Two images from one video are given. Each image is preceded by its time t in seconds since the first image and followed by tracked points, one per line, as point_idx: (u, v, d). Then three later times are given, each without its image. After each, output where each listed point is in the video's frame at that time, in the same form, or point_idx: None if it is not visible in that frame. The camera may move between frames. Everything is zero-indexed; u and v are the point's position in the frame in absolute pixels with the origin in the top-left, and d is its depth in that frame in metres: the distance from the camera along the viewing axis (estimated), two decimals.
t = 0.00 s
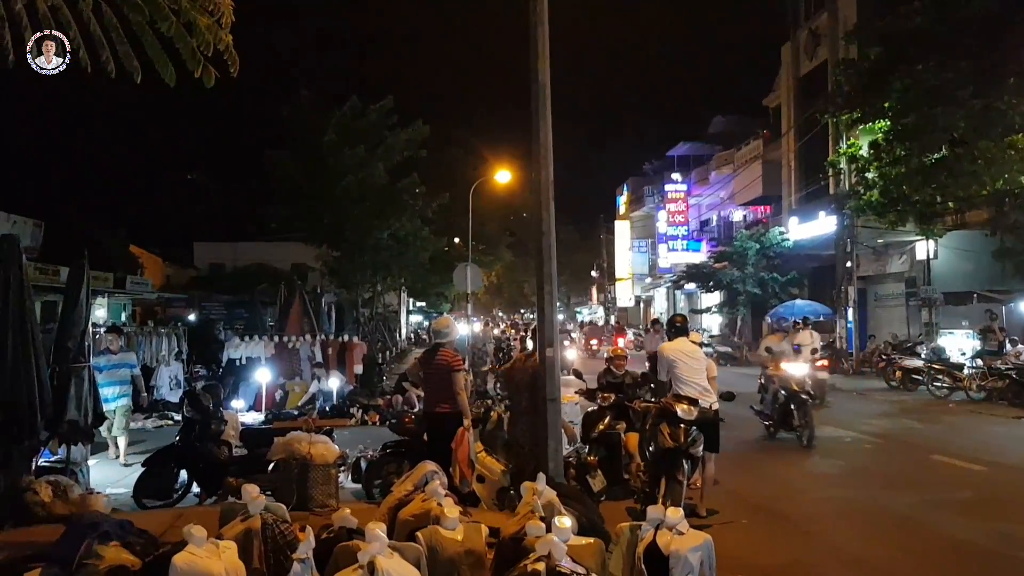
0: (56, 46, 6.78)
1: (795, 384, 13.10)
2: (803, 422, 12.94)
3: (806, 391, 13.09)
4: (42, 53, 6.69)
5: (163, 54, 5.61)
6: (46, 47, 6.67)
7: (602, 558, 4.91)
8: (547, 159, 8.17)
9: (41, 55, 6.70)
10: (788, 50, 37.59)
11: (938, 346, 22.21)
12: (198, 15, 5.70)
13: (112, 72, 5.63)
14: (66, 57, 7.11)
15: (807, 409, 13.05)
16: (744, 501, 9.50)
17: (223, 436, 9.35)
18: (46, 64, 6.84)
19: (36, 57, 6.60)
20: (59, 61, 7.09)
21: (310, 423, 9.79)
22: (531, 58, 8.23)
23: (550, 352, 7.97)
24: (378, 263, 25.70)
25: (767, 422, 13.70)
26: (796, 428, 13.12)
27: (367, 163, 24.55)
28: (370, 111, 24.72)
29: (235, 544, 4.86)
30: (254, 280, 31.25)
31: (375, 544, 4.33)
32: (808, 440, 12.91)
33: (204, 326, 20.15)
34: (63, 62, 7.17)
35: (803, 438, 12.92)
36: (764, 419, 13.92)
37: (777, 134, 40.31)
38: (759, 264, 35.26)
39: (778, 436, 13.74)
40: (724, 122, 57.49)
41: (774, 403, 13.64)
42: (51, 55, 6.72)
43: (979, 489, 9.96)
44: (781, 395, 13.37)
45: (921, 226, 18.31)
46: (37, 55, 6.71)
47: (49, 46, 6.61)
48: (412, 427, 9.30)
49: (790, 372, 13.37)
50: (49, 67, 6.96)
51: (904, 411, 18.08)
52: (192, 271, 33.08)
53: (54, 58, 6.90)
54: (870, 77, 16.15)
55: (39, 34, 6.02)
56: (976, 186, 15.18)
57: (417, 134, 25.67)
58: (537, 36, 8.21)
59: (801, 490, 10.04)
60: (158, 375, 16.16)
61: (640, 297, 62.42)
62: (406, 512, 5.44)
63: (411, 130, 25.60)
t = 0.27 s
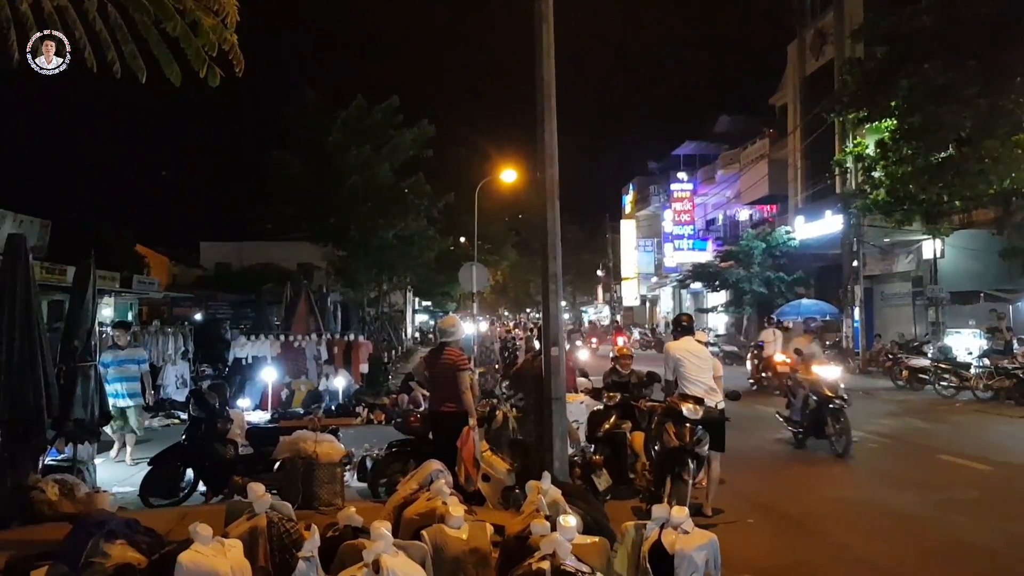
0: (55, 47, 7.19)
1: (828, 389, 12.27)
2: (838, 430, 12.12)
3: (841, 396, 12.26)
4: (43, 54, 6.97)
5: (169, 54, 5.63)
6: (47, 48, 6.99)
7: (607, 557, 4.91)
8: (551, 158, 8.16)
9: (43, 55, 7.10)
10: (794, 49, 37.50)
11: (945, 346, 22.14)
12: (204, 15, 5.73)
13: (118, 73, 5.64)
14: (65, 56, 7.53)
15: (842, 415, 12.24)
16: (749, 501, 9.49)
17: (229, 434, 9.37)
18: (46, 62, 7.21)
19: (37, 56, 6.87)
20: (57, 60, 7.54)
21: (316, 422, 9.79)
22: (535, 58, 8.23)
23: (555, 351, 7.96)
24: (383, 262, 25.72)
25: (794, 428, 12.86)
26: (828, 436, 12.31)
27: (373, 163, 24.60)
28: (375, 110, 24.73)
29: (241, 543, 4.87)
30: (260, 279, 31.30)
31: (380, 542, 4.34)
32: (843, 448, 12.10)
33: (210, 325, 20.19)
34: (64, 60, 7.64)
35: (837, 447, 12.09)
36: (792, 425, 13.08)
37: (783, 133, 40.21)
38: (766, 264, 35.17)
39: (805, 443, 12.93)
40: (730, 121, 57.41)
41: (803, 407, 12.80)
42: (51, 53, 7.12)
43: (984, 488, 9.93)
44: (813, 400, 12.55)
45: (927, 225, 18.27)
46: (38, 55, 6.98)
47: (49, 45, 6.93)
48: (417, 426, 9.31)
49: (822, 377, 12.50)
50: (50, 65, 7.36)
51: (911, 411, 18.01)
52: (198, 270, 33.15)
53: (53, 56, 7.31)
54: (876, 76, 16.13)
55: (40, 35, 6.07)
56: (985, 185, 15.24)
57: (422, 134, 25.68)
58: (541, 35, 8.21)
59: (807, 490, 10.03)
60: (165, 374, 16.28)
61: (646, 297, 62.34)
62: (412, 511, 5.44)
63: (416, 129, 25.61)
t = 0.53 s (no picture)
0: (55, 46, 7.07)
1: (867, 395, 11.25)
2: (878, 441, 11.12)
3: (881, 402, 11.22)
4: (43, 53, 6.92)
5: (174, 54, 5.62)
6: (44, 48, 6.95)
7: (613, 557, 4.90)
8: (559, 158, 8.15)
9: (41, 54, 6.97)
10: (801, 48, 37.38)
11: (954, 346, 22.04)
12: (210, 15, 5.69)
13: (126, 74, 5.64)
14: (64, 57, 7.40)
15: (883, 424, 11.20)
16: (756, 501, 9.46)
17: (236, 433, 9.38)
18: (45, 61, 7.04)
19: (37, 55, 6.84)
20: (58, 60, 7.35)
21: (323, 420, 9.83)
22: (542, 57, 8.23)
23: (563, 350, 7.95)
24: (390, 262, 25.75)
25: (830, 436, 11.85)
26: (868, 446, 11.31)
27: (380, 163, 24.63)
28: (382, 110, 24.76)
29: (248, 541, 4.88)
30: (268, 279, 31.38)
31: (387, 541, 4.34)
32: (886, 461, 11.12)
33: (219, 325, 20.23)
34: (62, 61, 7.46)
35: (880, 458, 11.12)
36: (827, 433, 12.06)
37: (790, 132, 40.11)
38: (774, 263, 35.06)
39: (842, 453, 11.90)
40: (737, 120, 57.32)
41: (839, 414, 11.79)
42: (49, 53, 7.01)
43: (993, 489, 9.88)
44: (850, 408, 11.53)
45: (936, 225, 18.20)
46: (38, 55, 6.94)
47: (49, 45, 6.98)
48: (424, 425, 9.31)
49: (859, 381, 11.51)
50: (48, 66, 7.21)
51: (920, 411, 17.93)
52: (206, 270, 33.24)
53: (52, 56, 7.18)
54: (884, 75, 16.09)
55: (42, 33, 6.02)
56: (993, 185, 15.18)
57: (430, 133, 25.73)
58: (548, 36, 8.20)
59: (814, 490, 10.00)
60: (173, 374, 16.31)
61: (653, 296, 62.23)
62: (419, 510, 5.44)
63: (423, 129, 25.69)
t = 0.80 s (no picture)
0: (56, 44, 6.88)
1: (905, 402, 10.23)
2: (918, 454, 10.03)
3: (922, 412, 10.15)
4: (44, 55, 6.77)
5: (184, 54, 5.64)
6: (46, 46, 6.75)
7: (621, 557, 4.90)
8: (567, 158, 8.15)
9: (42, 54, 6.78)
10: (810, 46, 37.26)
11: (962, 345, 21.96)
12: (219, 15, 5.70)
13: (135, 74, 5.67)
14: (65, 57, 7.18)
15: (924, 435, 10.11)
16: (765, 501, 9.45)
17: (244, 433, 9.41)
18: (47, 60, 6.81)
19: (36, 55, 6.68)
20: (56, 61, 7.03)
21: (331, 420, 9.86)
22: (550, 58, 8.22)
23: (570, 350, 7.95)
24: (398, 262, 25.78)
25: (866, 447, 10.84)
26: (907, 459, 10.24)
27: (388, 162, 24.67)
28: (390, 110, 24.80)
29: (257, 540, 4.91)
30: (275, 278, 31.45)
31: (395, 541, 4.36)
32: (929, 476, 10.02)
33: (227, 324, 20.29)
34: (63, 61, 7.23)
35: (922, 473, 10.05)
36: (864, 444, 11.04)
37: (799, 131, 40.01)
38: (782, 263, 34.96)
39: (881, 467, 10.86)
40: (745, 119, 57.21)
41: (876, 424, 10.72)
42: (50, 52, 6.77)
43: (1002, 489, 9.85)
44: (887, 418, 10.49)
45: (944, 224, 18.14)
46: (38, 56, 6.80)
47: (47, 44, 6.73)
48: (431, 424, 9.31)
49: (896, 388, 10.45)
50: (49, 65, 6.95)
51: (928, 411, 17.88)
52: (214, 270, 33.33)
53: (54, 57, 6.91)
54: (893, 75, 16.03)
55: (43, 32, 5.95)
56: (1002, 185, 15.32)
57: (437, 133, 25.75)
58: (556, 36, 8.20)
59: (823, 490, 9.98)
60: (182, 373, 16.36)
61: (660, 296, 62.16)
62: (427, 510, 5.46)
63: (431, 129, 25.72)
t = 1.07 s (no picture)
0: (54, 45, 7.30)
1: (948, 412, 9.03)
2: (960, 470, 8.93)
3: (968, 423, 8.94)
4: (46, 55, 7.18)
5: (193, 55, 5.66)
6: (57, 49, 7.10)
7: (629, 557, 4.90)
8: (574, 158, 8.14)
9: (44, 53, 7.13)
10: (819, 45, 37.15)
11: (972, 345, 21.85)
12: (227, 16, 5.74)
13: (145, 75, 5.68)
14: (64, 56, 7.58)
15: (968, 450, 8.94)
16: (775, 501, 9.42)
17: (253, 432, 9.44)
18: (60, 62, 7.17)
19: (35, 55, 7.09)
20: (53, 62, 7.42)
21: (340, 419, 9.88)
22: (557, 57, 8.22)
23: (578, 350, 7.95)
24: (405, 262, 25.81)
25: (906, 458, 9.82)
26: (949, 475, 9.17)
27: (396, 162, 24.72)
28: (398, 110, 24.84)
29: (266, 540, 4.92)
30: (284, 278, 31.53)
31: (403, 540, 4.36)
32: (971, 495, 8.96)
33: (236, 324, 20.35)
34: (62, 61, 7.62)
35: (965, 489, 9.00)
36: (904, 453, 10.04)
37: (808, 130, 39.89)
38: (790, 262, 34.86)
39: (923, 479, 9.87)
40: (753, 119, 57.10)
41: (918, 433, 9.62)
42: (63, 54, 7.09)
43: (1013, 489, 9.82)
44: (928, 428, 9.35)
45: (954, 224, 18.07)
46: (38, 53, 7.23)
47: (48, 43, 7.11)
48: (439, 424, 9.32)
49: (939, 395, 9.25)
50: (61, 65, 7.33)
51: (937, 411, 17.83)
52: (223, 269, 33.43)
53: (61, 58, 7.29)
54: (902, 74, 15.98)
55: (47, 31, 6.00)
56: (1013, 185, 15.04)
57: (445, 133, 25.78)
58: (563, 36, 8.20)
59: (833, 490, 9.96)
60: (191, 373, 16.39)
61: (669, 295, 62.03)
62: (435, 509, 5.46)
63: (438, 129, 25.75)
